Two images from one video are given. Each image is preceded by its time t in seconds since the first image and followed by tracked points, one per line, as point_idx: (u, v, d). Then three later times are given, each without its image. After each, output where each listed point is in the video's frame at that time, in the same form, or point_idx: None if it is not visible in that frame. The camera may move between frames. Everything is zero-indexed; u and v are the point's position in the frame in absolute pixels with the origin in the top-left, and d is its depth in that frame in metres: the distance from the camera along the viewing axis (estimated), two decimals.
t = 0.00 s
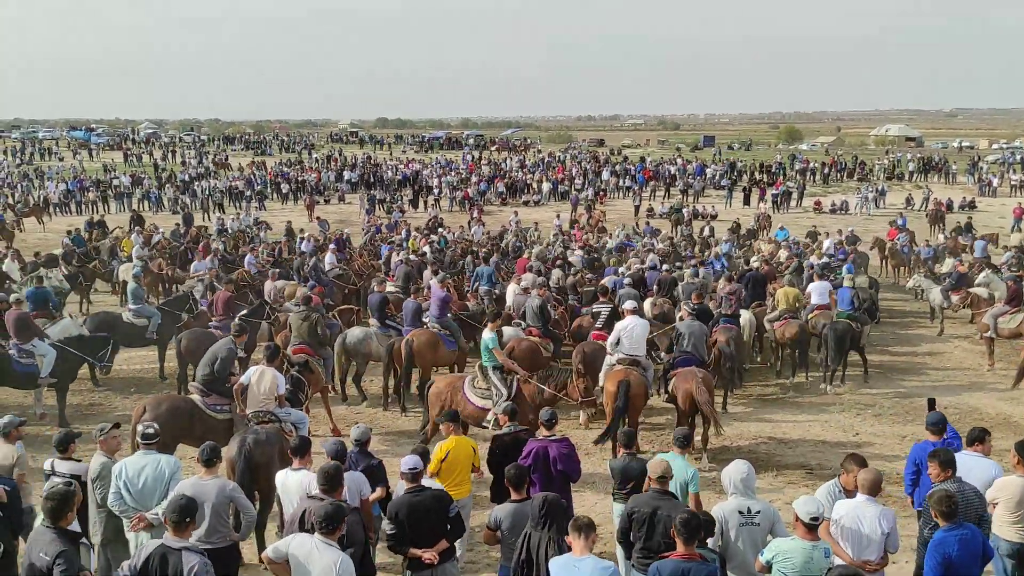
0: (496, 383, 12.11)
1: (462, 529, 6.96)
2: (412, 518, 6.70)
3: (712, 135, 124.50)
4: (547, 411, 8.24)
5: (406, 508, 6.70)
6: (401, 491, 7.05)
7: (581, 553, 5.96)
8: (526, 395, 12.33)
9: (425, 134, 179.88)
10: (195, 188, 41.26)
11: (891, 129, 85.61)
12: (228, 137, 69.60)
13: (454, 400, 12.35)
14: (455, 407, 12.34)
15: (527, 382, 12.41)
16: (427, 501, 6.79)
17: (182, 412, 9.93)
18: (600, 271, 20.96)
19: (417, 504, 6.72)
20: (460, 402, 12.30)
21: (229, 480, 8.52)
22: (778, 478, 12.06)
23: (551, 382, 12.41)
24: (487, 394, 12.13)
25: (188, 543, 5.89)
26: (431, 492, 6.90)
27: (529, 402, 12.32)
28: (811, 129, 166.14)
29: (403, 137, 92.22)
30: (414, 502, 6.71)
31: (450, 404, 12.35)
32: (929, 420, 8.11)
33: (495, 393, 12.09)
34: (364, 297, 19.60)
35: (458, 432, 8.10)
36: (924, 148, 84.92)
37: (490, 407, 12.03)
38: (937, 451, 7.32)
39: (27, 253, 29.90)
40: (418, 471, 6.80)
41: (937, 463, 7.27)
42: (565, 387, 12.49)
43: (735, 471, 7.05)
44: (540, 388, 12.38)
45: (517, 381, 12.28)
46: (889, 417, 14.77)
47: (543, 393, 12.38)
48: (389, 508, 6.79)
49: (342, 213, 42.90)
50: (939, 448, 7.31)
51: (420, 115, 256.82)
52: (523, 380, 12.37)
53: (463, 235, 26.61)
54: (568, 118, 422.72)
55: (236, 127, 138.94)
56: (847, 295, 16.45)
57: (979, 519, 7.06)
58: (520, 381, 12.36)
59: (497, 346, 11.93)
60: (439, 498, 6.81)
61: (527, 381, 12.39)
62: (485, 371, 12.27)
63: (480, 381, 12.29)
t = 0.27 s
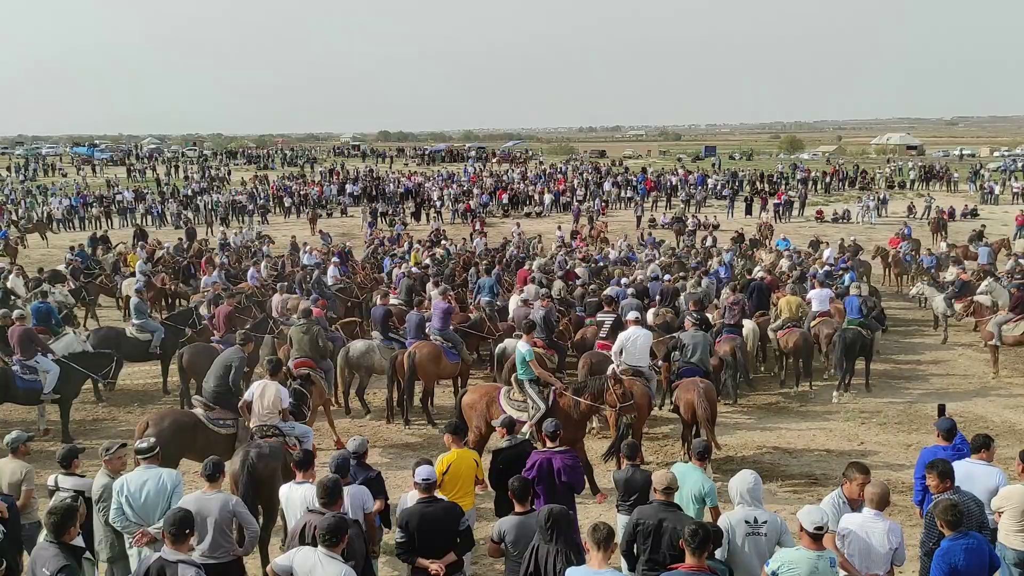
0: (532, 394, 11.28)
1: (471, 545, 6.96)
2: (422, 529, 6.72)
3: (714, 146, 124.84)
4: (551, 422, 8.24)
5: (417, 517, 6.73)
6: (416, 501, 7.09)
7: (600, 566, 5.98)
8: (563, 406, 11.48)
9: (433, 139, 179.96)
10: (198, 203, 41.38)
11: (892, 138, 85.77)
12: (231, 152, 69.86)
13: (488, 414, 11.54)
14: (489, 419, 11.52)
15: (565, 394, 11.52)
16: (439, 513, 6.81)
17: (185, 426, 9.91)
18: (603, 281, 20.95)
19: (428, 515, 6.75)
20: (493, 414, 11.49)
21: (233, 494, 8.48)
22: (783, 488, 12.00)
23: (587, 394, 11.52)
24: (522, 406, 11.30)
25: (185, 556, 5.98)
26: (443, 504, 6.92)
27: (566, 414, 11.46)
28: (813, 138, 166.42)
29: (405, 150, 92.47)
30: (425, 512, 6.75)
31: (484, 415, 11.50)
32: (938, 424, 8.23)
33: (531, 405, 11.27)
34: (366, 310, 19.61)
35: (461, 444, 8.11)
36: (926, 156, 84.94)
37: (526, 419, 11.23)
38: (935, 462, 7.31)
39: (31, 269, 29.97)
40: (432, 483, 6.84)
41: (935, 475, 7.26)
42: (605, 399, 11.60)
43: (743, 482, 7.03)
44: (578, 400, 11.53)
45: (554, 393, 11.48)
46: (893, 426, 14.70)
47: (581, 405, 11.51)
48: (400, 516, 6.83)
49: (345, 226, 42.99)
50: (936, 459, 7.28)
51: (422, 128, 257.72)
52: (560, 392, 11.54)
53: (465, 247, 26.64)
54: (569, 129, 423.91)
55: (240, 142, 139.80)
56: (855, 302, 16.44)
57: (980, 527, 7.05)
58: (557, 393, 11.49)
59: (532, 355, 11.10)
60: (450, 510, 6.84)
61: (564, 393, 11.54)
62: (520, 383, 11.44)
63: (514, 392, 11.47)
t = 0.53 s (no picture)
0: (570, 405, 11.41)
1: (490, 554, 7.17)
2: (443, 534, 6.93)
3: (718, 151, 124.85)
4: (559, 430, 8.23)
5: (440, 522, 6.91)
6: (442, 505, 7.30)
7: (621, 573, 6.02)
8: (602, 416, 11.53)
9: (436, 148, 180.42)
10: (204, 214, 41.47)
11: (897, 140, 85.62)
12: (236, 164, 70.07)
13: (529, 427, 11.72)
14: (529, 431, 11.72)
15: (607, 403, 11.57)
16: (461, 521, 7.00)
17: (194, 438, 9.90)
18: (608, 287, 20.90)
19: (451, 522, 6.94)
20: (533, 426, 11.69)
21: (240, 505, 8.45)
22: (792, 494, 11.92)
23: (632, 401, 11.52)
24: (561, 417, 11.48)
25: (189, 564, 6.04)
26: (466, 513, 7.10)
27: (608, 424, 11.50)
28: (817, 141, 166.31)
29: (410, 159, 92.64)
30: (449, 518, 6.93)
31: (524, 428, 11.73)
32: (960, 427, 8.30)
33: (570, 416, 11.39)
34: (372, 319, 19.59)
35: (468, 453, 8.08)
36: (931, 159, 84.79)
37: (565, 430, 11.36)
38: (940, 468, 7.31)
39: (38, 283, 30.05)
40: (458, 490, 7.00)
41: (940, 480, 7.25)
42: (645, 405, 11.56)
43: (758, 488, 7.03)
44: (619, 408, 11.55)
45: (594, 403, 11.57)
46: (903, 429, 14.61)
47: (621, 413, 11.53)
48: (424, 518, 7.03)
49: (350, 236, 43.04)
50: (940, 464, 7.31)
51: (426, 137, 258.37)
52: (601, 401, 11.60)
53: (471, 255, 26.66)
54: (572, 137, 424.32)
55: (245, 154, 140.32)
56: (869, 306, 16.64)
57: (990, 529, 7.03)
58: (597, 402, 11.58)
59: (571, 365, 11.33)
60: (473, 519, 7.01)
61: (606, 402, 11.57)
62: (559, 394, 11.64)
63: (554, 403, 11.68)
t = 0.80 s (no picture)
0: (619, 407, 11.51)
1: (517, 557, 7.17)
2: (472, 532, 7.02)
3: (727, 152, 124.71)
4: (574, 431, 8.18)
5: (469, 521, 7.03)
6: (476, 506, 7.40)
7: None
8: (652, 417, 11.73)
9: (445, 157, 180.95)
10: (216, 227, 41.71)
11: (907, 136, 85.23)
12: (247, 176, 70.53)
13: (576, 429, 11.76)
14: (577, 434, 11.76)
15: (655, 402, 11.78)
16: (489, 522, 7.03)
17: (212, 449, 9.93)
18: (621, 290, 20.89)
19: (479, 521, 7.00)
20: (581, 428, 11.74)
21: (260, 514, 8.48)
22: (811, 492, 11.84)
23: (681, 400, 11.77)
24: (610, 419, 11.58)
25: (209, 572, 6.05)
26: (498, 514, 7.15)
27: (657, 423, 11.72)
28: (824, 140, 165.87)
29: (419, 168, 92.91)
30: (478, 517, 7.01)
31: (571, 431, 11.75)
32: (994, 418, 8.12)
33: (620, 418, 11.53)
34: (386, 327, 19.64)
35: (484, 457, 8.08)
36: (942, 154, 84.40)
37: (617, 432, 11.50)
38: (957, 462, 7.19)
39: (55, 298, 30.28)
40: (492, 491, 7.09)
41: (958, 475, 7.16)
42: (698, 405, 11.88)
43: (783, 484, 6.94)
44: (671, 408, 11.80)
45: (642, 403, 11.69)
46: (921, 425, 14.50)
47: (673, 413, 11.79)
48: (456, 516, 7.19)
49: (361, 245, 43.19)
50: (957, 459, 7.20)
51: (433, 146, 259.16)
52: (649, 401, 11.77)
53: (483, 261, 26.70)
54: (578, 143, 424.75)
55: (255, 166, 141.12)
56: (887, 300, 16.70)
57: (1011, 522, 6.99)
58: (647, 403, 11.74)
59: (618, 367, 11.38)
60: (502, 520, 7.05)
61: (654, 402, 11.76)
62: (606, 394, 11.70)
63: (599, 404, 11.75)
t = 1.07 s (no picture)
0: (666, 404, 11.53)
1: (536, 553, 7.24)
2: (495, 524, 7.18)
3: (736, 147, 124.40)
4: (588, 428, 8.16)
5: (491, 513, 7.21)
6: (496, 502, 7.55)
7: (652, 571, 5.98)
8: (697, 411, 11.89)
9: (453, 158, 181.20)
10: (228, 233, 41.91)
11: (917, 127, 84.74)
12: (257, 181, 70.83)
13: (623, 432, 11.59)
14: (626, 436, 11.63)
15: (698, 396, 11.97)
16: (511, 515, 7.22)
17: (229, 454, 9.97)
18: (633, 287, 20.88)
19: (502, 513, 7.21)
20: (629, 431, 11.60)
21: (277, 517, 8.53)
22: (828, 486, 11.80)
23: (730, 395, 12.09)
24: (658, 417, 11.58)
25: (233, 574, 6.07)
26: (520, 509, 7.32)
27: (701, 417, 11.88)
28: (833, 134, 165.16)
29: (428, 170, 93.09)
30: (500, 510, 7.22)
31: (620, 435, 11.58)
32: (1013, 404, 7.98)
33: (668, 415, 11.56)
34: (399, 328, 19.69)
35: (500, 453, 8.15)
36: (953, 145, 83.89)
37: (668, 429, 11.55)
38: (974, 453, 7.19)
39: (71, 306, 30.50)
40: (514, 485, 7.28)
41: (975, 465, 7.15)
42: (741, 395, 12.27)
43: (806, 477, 6.91)
44: (716, 402, 12.08)
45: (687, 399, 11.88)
46: (938, 418, 14.43)
47: (717, 405, 12.06)
48: (480, 510, 7.37)
49: (373, 247, 43.30)
50: (975, 449, 7.20)
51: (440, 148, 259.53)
52: (695, 397, 11.97)
53: (496, 261, 26.72)
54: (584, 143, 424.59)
55: (265, 171, 141.76)
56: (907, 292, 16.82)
57: None
58: (691, 398, 11.91)
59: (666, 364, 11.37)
60: (524, 514, 7.20)
61: (695, 396, 11.95)
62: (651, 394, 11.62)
63: (643, 404, 11.69)
